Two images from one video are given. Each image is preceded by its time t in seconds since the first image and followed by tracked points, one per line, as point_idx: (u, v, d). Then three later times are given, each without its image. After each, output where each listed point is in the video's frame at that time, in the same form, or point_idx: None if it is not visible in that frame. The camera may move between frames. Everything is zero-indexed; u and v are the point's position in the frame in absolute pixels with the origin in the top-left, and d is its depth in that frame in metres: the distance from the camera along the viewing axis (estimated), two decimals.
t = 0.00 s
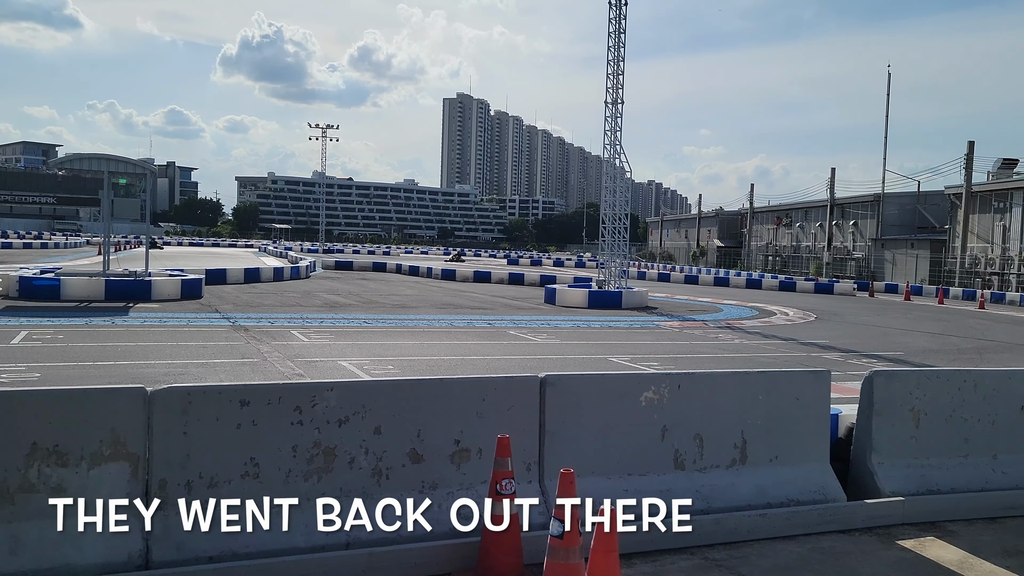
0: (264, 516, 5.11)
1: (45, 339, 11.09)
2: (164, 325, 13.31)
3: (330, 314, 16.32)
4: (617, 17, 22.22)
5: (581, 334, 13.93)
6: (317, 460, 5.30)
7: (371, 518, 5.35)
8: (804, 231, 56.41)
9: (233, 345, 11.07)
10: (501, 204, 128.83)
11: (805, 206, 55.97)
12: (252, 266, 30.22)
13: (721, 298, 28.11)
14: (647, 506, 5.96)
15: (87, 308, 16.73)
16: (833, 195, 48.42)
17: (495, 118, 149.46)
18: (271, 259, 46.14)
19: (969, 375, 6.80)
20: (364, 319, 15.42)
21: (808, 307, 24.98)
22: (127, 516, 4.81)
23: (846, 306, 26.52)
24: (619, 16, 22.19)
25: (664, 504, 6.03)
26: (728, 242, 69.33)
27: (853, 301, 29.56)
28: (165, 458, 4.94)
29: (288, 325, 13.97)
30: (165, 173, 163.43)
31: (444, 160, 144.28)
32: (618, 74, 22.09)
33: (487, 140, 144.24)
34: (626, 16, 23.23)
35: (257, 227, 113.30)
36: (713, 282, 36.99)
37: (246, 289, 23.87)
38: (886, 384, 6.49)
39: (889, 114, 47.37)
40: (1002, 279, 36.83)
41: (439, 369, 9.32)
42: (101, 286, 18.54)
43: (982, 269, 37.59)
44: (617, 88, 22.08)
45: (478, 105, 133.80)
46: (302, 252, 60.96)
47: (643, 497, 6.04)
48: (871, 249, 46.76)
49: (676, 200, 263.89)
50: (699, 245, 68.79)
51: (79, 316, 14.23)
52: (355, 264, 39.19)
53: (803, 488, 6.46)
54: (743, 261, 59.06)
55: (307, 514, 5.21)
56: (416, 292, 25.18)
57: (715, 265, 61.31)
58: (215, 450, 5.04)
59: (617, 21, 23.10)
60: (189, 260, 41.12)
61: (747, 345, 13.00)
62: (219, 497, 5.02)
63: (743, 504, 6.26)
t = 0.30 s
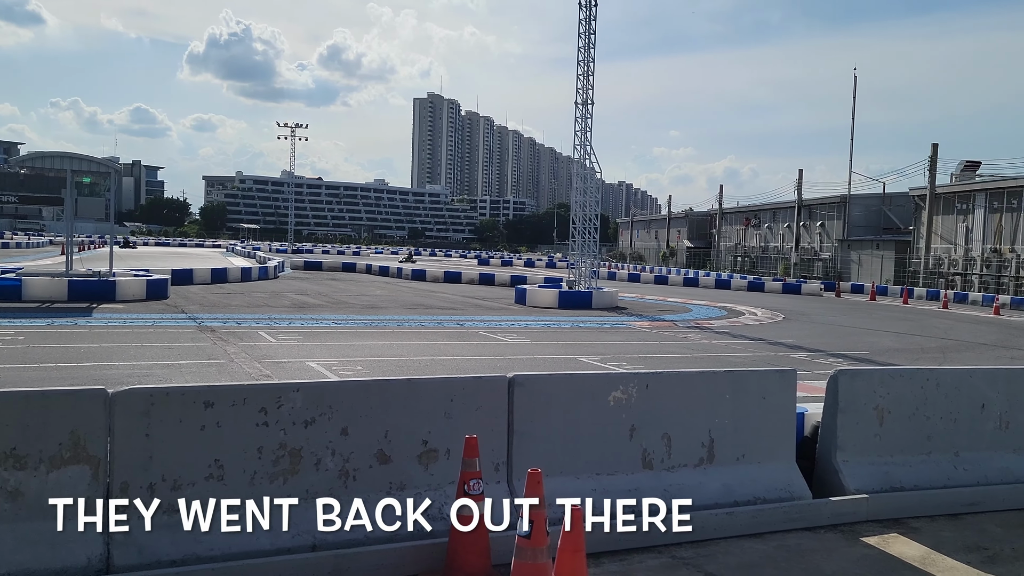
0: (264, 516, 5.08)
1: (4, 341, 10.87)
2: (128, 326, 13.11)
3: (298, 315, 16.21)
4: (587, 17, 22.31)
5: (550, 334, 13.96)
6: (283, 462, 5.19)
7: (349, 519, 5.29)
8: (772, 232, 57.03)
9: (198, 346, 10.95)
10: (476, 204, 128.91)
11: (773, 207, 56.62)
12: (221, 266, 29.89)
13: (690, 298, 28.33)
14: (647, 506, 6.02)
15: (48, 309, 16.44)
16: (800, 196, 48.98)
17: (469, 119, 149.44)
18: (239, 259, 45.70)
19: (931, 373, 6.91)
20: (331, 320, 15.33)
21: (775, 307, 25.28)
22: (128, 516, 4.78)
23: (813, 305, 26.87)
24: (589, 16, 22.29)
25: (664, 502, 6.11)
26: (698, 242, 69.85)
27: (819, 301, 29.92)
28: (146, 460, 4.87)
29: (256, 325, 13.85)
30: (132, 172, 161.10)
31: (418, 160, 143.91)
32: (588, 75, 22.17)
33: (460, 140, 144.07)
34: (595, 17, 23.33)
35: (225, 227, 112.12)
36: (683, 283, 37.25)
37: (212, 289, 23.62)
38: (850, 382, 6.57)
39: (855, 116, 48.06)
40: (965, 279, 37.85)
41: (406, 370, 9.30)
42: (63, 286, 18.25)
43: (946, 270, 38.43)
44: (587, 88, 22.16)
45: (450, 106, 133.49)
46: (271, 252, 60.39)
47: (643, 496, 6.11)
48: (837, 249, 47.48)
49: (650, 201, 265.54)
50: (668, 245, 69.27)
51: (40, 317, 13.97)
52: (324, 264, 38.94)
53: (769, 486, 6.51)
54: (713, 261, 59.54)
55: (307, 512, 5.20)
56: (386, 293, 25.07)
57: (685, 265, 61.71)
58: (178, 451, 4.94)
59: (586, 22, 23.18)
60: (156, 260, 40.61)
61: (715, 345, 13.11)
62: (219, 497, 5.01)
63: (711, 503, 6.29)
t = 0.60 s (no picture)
0: (264, 516, 5.08)
1: None
2: (102, 326, 12.95)
3: (274, 315, 16.12)
4: (565, 18, 22.34)
5: (528, 335, 13.96)
6: (260, 463, 5.14)
7: (337, 519, 5.27)
8: (749, 233, 57.47)
9: (173, 346, 10.83)
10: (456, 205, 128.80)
11: (750, 208, 57.06)
12: (194, 267, 29.61)
13: (667, 298, 28.46)
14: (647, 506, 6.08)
15: (20, 309, 16.21)
16: (777, 197, 49.37)
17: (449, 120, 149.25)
18: (215, 259, 45.30)
19: (905, 372, 6.98)
20: (308, 320, 15.25)
21: (751, 308, 25.47)
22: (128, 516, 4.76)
23: (789, 306, 27.08)
24: (567, 17, 22.32)
25: (663, 501, 6.18)
26: (676, 243, 70.20)
27: (795, 302, 30.15)
28: (135, 461, 4.83)
29: (232, 326, 13.74)
30: (106, 172, 159.07)
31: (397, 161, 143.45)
32: (566, 76, 22.19)
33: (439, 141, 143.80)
34: (574, 18, 23.35)
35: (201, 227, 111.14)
36: (661, 283, 37.41)
37: (188, 289, 23.40)
38: (826, 382, 6.63)
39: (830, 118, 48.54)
40: (938, 280, 38.45)
41: (384, 370, 9.26)
42: (37, 286, 18.03)
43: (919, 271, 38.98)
44: (565, 89, 22.20)
45: (429, 107, 133.21)
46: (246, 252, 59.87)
47: (637, 496, 6.16)
48: (813, 250, 48.01)
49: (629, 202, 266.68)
50: (646, 246, 69.59)
51: (12, 317, 13.77)
52: (301, 264, 38.70)
53: (746, 485, 6.55)
54: (691, 262, 59.88)
55: (307, 512, 5.21)
56: (363, 293, 24.97)
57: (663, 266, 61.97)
58: (155, 451, 4.88)
59: (564, 22, 23.20)
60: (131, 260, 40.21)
61: (693, 345, 13.19)
62: (220, 497, 5.00)
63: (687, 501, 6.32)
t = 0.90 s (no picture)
0: (264, 516, 5.05)
1: None
2: (86, 326, 12.83)
3: (261, 315, 16.03)
4: (552, 19, 22.36)
5: (515, 334, 13.96)
6: (248, 463, 5.08)
7: (331, 519, 5.24)
8: (735, 233, 57.76)
9: (159, 346, 10.74)
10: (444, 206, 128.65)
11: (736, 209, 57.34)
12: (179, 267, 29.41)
13: (654, 299, 28.54)
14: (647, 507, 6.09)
15: (3, 309, 16.06)
16: (762, 198, 49.65)
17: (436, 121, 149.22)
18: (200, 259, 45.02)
19: (891, 373, 7.03)
20: (295, 320, 15.17)
21: (737, 308, 25.58)
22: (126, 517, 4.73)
23: (775, 306, 27.23)
24: (554, 18, 22.34)
25: (653, 501, 6.18)
26: (662, 243, 70.46)
27: (781, 302, 30.31)
28: (130, 461, 4.78)
29: (219, 326, 13.65)
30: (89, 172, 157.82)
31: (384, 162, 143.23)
32: (554, 76, 22.21)
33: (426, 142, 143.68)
34: (561, 18, 23.38)
35: (186, 227, 110.41)
36: (648, 284, 37.50)
37: (173, 289, 23.24)
38: (812, 382, 6.65)
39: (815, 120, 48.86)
40: (923, 280, 38.77)
41: (372, 369, 9.22)
42: (21, 286, 17.86)
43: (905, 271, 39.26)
44: (552, 89, 22.21)
45: (416, 107, 132.98)
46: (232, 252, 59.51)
47: (626, 497, 6.16)
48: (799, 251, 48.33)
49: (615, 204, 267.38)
50: (633, 246, 69.81)
51: None
52: (287, 264, 38.52)
53: (733, 484, 6.56)
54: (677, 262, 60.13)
55: (307, 512, 5.20)
56: (349, 293, 24.88)
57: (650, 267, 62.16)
58: (143, 451, 4.82)
59: (551, 23, 23.22)
60: (115, 260, 39.86)
61: (680, 345, 13.23)
62: (220, 497, 4.97)
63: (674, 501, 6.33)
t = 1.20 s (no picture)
0: (264, 516, 5.06)
1: None
2: (78, 324, 12.77)
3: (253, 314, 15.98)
4: (546, 18, 22.36)
5: (508, 333, 13.95)
6: (240, 462, 5.07)
7: (328, 518, 5.24)
8: (727, 232, 57.89)
9: (151, 345, 10.70)
10: (437, 205, 128.55)
11: (729, 208, 57.45)
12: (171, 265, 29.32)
13: (647, 298, 28.57)
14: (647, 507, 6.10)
15: None
16: (755, 198, 49.75)
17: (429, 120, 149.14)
18: (192, 257, 44.86)
19: (883, 371, 7.05)
20: (288, 319, 15.13)
21: (730, 307, 25.63)
22: (126, 517, 4.73)
23: (767, 305, 27.28)
24: (547, 17, 22.34)
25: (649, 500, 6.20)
26: (655, 242, 70.58)
27: (774, 301, 30.37)
28: (126, 461, 4.78)
29: (211, 324, 13.61)
30: (81, 169, 157.20)
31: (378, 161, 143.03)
32: (547, 75, 22.22)
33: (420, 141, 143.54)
34: (554, 17, 23.36)
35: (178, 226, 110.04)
36: (641, 283, 37.53)
37: (166, 288, 23.16)
38: (805, 381, 6.67)
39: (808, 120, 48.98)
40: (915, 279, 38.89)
41: (364, 368, 9.20)
42: (12, 285, 17.78)
43: (897, 271, 39.40)
44: (546, 88, 22.20)
45: (410, 106, 132.80)
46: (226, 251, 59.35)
47: (620, 496, 6.17)
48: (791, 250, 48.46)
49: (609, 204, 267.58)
50: (626, 245, 69.93)
51: None
52: (279, 262, 38.42)
53: (726, 483, 6.58)
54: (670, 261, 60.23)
55: (307, 512, 5.20)
56: (342, 292, 24.83)
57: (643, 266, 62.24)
58: (135, 451, 4.80)
59: (545, 22, 23.20)
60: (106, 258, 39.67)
61: (673, 344, 13.23)
62: (219, 497, 4.97)
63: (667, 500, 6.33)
